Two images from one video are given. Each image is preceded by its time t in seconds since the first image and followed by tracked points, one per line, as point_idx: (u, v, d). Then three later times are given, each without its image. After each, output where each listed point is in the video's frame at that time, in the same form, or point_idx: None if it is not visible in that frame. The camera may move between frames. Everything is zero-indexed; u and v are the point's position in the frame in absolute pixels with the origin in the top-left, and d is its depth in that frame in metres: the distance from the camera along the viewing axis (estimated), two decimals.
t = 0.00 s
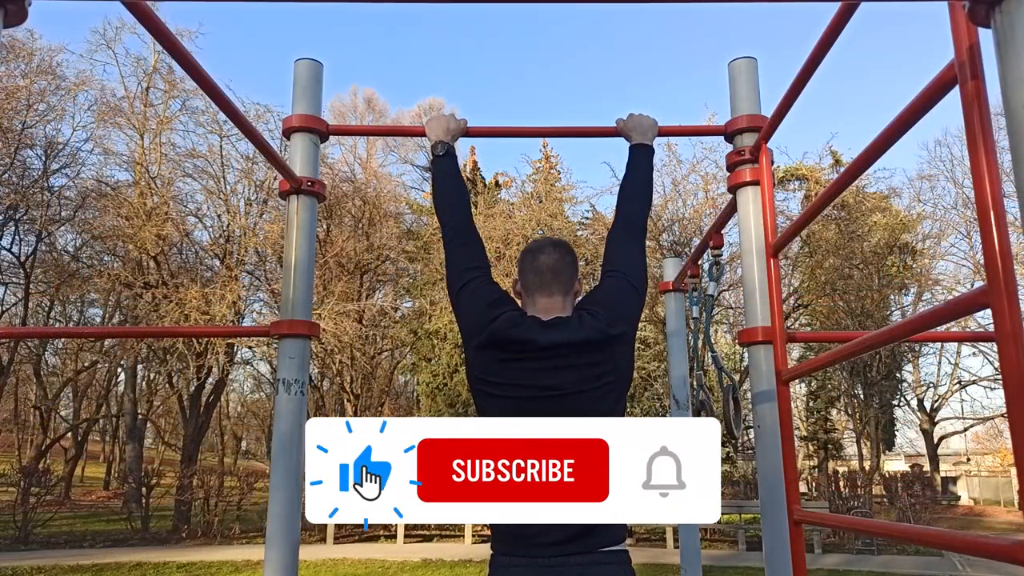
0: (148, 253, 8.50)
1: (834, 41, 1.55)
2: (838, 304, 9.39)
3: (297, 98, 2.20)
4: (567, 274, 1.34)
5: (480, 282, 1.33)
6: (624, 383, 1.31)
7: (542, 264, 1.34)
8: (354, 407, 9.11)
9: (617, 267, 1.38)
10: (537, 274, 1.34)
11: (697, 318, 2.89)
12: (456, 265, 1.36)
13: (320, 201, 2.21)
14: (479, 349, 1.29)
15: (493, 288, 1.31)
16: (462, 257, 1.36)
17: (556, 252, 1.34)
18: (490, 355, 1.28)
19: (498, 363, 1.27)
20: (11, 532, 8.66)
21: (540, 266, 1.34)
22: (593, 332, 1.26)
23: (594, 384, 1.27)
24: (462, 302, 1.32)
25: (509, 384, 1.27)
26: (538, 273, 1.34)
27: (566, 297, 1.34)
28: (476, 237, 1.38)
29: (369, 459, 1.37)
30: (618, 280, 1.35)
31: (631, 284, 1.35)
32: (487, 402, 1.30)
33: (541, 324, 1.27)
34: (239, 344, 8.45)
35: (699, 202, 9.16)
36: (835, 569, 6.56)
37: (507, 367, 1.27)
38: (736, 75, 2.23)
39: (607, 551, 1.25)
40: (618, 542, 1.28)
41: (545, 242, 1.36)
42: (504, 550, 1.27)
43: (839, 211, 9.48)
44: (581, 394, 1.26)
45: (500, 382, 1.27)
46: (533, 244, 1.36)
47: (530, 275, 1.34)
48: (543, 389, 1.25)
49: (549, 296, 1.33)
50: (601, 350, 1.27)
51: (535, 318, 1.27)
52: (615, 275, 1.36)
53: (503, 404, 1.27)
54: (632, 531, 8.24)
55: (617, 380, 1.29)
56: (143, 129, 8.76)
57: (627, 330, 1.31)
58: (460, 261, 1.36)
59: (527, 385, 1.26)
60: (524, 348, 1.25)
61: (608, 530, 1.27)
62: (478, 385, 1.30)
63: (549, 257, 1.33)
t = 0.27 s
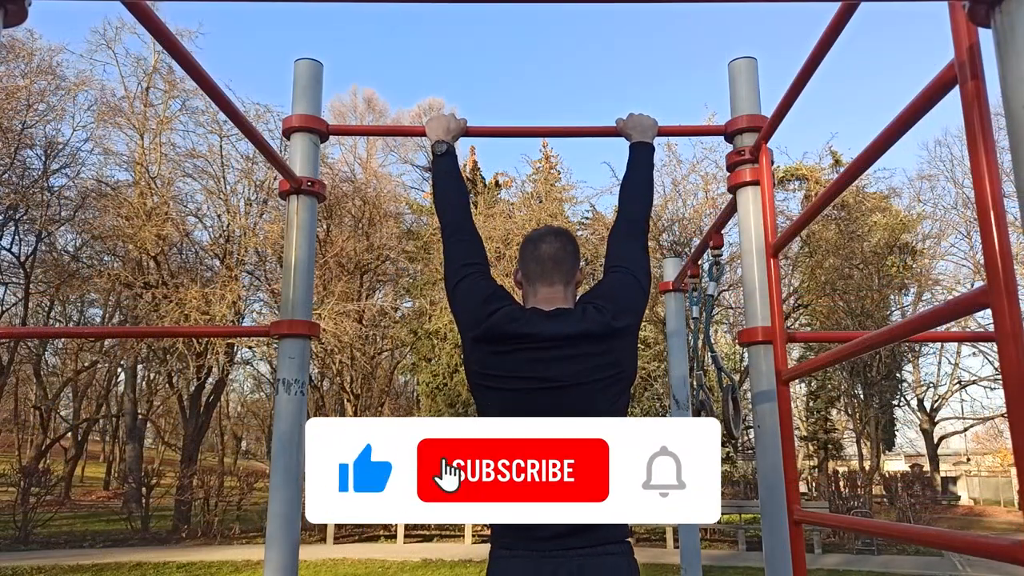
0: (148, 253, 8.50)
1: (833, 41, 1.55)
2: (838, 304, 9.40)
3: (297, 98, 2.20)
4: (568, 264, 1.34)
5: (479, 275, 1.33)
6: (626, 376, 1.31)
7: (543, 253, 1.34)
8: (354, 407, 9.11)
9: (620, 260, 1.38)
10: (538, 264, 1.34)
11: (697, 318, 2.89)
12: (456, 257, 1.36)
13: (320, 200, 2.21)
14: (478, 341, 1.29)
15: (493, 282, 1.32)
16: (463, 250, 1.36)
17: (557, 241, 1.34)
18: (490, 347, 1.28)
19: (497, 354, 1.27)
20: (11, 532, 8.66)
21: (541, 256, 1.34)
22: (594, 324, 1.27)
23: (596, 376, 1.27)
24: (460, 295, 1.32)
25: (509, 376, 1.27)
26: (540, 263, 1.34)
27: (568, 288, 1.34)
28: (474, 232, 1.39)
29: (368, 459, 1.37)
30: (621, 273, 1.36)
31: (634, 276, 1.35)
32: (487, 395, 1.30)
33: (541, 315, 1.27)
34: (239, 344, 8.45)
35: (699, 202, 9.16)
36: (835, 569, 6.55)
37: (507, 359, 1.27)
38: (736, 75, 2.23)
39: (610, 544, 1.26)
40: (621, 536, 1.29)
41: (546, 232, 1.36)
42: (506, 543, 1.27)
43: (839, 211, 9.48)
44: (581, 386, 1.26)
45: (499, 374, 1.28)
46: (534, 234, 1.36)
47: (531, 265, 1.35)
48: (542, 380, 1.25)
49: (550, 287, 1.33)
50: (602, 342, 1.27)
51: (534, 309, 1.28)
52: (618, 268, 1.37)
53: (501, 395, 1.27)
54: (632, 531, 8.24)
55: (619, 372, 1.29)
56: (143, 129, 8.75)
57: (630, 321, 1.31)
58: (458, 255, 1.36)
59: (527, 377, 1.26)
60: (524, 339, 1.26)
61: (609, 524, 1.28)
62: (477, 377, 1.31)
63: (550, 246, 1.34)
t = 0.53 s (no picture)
0: (148, 253, 8.50)
1: (833, 40, 1.55)
2: (838, 304, 9.40)
3: (297, 98, 2.20)
4: (567, 274, 1.34)
5: (482, 281, 1.33)
6: (623, 383, 1.32)
7: (542, 264, 1.34)
8: (355, 407, 9.12)
9: (616, 265, 1.38)
10: (537, 274, 1.34)
11: (696, 318, 2.89)
12: (457, 262, 1.36)
13: (320, 200, 2.21)
14: (479, 351, 1.30)
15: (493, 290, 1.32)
16: (465, 255, 1.36)
17: (556, 252, 1.34)
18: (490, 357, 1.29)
19: (498, 364, 1.28)
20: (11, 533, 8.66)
21: (541, 267, 1.34)
22: (591, 335, 1.27)
23: (594, 386, 1.27)
24: (460, 303, 1.33)
25: (509, 386, 1.28)
26: (539, 274, 1.34)
27: (567, 297, 1.34)
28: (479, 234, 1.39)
29: (369, 459, 1.36)
30: (618, 279, 1.36)
31: (630, 283, 1.35)
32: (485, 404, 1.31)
33: (540, 325, 1.28)
34: (239, 344, 8.46)
35: (699, 202, 9.17)
36: (835, 569, 6.55)
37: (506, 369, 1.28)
38: (736, 75, 2.23)
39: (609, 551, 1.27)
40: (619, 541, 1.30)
41: (546, 242, 1.36)
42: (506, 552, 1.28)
43: (839, 211, 9.48)
44: (579, 397, 1.26)
45: (499, 384, 1.29)
46: (533, 244, 1.36)
47: (530, 275, 1.35)
48: (541, 391, 1.26)
49: (549, 296, 1.34)
50: (600, 351, 1.28)
51: (534, 319, 1.28)
52: (615, 274, 1.37)
53: (502, 405, 1.28)
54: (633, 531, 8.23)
55: (617, 380, 1.30)
56: (143, 129, 8.75)
57: (627, 330, 1.32)
58: (460, 260, 1.36)
59: (528, 389, 1.26)
60: (524, 351, 1.27)
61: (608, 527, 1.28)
62: (478, 385, 1.32)
63: (550, 258, 1.33)
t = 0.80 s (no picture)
0: (148, 253, 8.51)
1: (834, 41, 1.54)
2: (838, 304, 9.41)
3: (297, 99, 2.20)
4: (565, 285, 1.34)
5: (484, 290, 1.34)
6: (618, 390, 1.32)
7: (540, 276, 1.34)
8: (355, 407, 9.12)
9: (611, 272, 1.38)
10: (535, 287, 1.34)
11: (696, 318, 2.89)
12: (457, 271, 1.37)
13: (320, 200, 2.21)
14: (481, 361, 1.30)
15: (494, 298, 1.32)
16: (465, 263, 1.36)
17: (554, 263, 1.35)
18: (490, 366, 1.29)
19: (499, 374, 1.29)
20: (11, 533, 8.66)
21: (539, 279, 1.35)
22: (588, 344, 1.27)
23: (591, 395, 1.28)
24: (463, 311, 1.34)
25: (509, 397, 1.28)
26: (537, 285, 1.34)
27: (565, 307, 1.34)
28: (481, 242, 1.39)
29: (369, 459, 1.36)
30: (609, 286, 1.36)
31: (623, 290, 1.35)
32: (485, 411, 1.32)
33: (539, 334, 1.28)
34: (239, 344, 8.46)
35: (699, 202, 9.17)
36: (835, 569, 6.55)
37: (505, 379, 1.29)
38: (736, 75, 2.23)
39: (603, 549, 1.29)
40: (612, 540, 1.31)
41: (545, 253, 1.36)
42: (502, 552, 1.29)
43: (839, 211, 9.48)
44: (576, 407, 1.27)
45: (499, 394, 1.29)
46: (532, 255, 1.36)
47: (529, 286, 1.35)
48: (539, 401, 1.27)
49: (547, 307, 1.33)
50: (595, 360, 1.29)
51: (532, 329, 1.28)
52: (609, 281, 1.37)
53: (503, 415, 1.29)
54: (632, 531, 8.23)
55: (612, 387, 1.31)
56: (143, 129, 8.76)
57: (622, 338, 1.32)
58: (462, 267, 1.36)
59: (528, 399, 1.27)
60: (522, 362, 1.27)
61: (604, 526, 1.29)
62: (479, 394, 1.32)
63: (548, 270, 1.34)
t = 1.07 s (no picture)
0: (149, 253, 8.51)
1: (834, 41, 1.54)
2: (838, 304, 9.41)
3: (297, 100, 2.20)
4: (566, 278, 1.34)
5: (481, 292, 1.32)
6: (615, 394, 1.31)
7: (542, 270, 1.34)
8: (355, 407, 9.13)
9: (613, 276, 1.38)
10: (537, 280, 1.34)
11: (697, 318, 2.89)
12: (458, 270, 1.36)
13: (320, 200, 2.21)
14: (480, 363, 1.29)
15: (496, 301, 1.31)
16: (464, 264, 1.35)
17: (555, 258, 1.34)
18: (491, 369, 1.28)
19: (500, 377, 1.27)
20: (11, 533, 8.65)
21: (541, 272, 1.34)
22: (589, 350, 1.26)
23: (593, 398, 1.27)
24: (461, 313, 1.32)
25: (511, 400, 1.27)
26: (539, 279, 1.33)
27: (566, 302, 1.34)
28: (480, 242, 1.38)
29: (369, 459, 1.36)
30: (613, 293, 1.36)
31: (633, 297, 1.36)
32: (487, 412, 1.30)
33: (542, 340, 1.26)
34: (239, 344, 8.47)
35: (699, 202, 9.17)
36: (835, 569, 6.55)
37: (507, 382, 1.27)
38: (736, 75, 2.23)
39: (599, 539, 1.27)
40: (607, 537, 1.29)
41: (546, 247, 1.35)
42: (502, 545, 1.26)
43: (839, 211, 9.49)
44: (580, 407, 1.26)
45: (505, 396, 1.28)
46: (533, 249, 1.36)
47: (531, 281, 1.34)
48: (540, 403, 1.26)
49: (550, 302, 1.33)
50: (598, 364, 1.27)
51: (534, 335, 1.26)
52: (613, 287, 1.36)
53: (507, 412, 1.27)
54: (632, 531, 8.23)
55: (609, 393, 1.30)
56: (143, 129, 8.75)
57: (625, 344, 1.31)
58: (463, 269, 1.35)
59: (529, 400, 1.26)
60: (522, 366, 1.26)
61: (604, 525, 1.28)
62: (481, 395, 1.31)
63: (550, 264, 1.33)
